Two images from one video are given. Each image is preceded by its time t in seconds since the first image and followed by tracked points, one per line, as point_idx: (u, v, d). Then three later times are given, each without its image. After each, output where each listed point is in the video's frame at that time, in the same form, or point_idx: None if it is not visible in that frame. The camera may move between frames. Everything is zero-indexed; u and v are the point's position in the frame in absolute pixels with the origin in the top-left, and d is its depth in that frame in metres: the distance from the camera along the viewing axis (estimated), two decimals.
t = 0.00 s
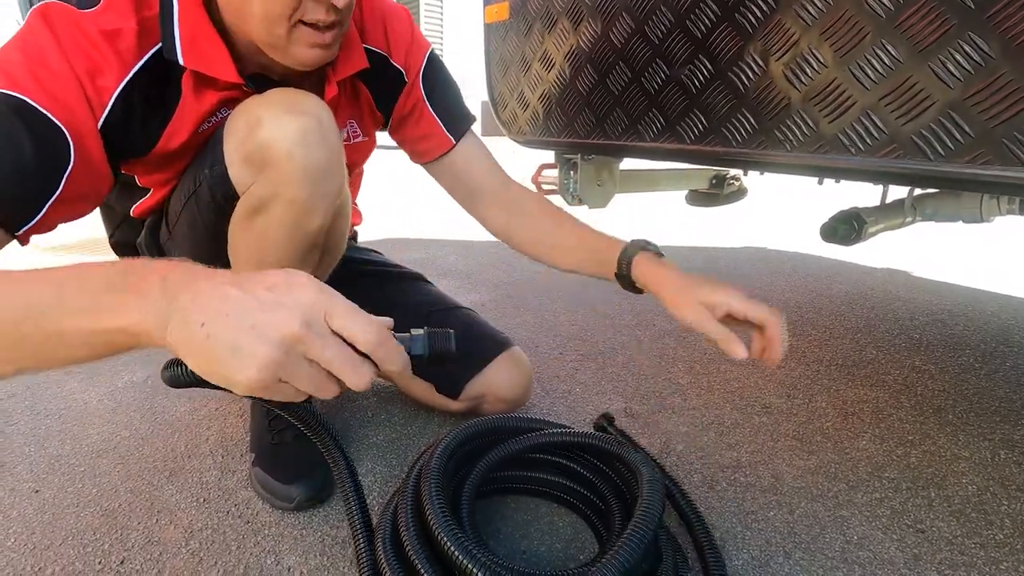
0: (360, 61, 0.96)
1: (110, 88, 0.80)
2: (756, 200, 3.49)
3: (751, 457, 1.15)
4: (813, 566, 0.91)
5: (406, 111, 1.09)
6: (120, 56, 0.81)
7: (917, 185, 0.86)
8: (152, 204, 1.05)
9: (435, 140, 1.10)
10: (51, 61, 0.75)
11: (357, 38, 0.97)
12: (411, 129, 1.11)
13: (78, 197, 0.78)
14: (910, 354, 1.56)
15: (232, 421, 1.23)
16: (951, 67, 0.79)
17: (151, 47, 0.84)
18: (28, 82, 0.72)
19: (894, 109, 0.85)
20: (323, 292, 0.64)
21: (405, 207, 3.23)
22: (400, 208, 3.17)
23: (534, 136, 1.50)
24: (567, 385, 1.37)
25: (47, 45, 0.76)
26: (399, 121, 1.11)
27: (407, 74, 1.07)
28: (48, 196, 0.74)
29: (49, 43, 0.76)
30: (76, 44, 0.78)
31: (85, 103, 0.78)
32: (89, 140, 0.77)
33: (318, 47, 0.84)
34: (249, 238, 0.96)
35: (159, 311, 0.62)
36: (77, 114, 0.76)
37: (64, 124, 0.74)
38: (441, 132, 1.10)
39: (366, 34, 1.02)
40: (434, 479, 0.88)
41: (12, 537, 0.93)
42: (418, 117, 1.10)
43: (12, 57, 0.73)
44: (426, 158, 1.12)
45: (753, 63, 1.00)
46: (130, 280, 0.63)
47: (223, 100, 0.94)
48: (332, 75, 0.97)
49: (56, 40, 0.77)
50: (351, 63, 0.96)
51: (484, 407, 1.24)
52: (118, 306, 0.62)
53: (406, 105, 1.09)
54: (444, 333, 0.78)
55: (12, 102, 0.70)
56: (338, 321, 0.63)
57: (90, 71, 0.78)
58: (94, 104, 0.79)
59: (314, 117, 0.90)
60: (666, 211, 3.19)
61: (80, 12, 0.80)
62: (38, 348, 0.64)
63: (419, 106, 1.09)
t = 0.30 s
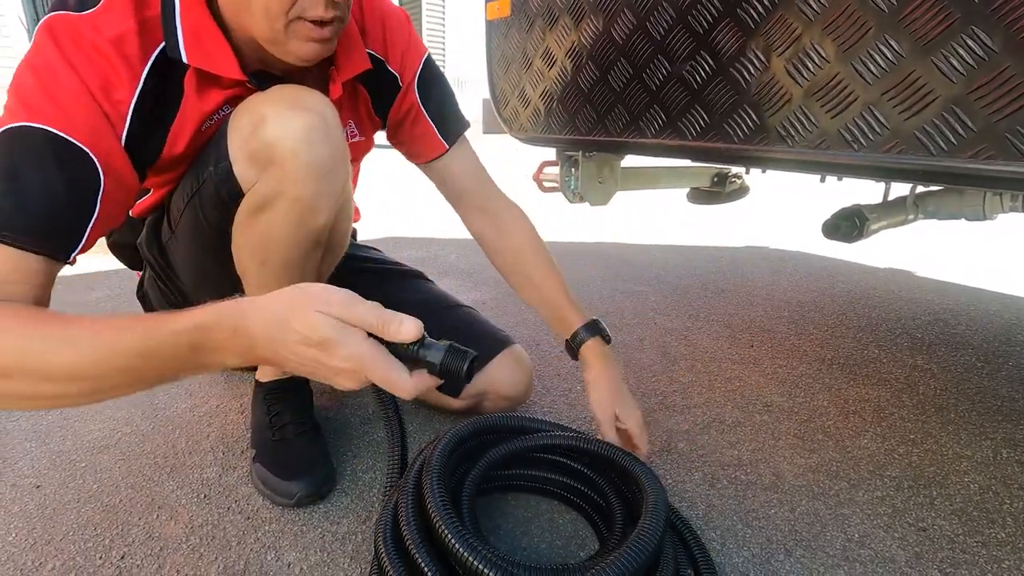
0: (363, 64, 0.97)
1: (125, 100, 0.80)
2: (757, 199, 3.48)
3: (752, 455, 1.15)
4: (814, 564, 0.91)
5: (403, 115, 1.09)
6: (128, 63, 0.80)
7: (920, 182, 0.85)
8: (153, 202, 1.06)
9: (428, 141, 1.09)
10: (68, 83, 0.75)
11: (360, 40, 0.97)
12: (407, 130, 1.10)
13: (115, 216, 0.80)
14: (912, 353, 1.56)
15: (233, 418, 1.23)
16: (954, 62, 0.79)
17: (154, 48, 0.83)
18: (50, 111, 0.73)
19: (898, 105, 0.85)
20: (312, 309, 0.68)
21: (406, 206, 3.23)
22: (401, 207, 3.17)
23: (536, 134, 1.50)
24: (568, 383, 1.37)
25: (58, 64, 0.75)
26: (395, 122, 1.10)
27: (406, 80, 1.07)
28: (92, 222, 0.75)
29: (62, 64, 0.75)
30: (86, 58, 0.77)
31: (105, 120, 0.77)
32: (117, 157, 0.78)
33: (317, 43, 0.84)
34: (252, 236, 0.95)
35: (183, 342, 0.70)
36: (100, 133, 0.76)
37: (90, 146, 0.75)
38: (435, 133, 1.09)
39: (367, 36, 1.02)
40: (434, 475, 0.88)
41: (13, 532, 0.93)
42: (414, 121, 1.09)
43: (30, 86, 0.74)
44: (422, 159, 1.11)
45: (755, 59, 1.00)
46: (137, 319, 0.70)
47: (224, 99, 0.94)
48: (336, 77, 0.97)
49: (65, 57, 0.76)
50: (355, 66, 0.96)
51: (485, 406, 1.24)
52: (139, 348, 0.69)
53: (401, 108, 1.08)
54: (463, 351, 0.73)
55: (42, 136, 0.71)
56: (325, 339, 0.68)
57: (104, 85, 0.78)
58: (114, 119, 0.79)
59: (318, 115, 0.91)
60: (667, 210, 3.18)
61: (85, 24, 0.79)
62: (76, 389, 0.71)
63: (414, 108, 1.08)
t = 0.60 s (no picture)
0: (356, 63, 0.96)
1: (122, 105, 0.80)
2: (759, 200, 3.47)
3: (752, 457, 1.14)
4: (814, 567, 0.90)
5: (400, 115, 1.09)
6: (121, 69, 0.80)
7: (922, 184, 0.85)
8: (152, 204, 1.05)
9: (426, 145, 1.10)
10: (64, 99, 0.76)
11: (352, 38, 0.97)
12: (405, 132, 1.10)
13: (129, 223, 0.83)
14: (913, 355, 1.55)
15: (234, 418, 1.23)
16: (955, 63, 0.78)
17: (146, 50, 0.83)
18: (50, 129, 0.74)
19: (899, 106, 0.84)
20: (292, 297, 0.68)
21: (408, 206, 3.23)
22: (403, 208, 3.17)
23: (537, 135, 1.50)
24: (568, 384, 1.37)
25: (55, 80, 0.76)
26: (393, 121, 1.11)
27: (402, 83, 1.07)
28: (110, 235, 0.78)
29: (58, 80, 0.76)
30: (82, 69, 0.78)
31: (106, 129, 0.78)
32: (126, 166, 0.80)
33: (291, 34, 0.82)
34: (250, 236, 0.95)
35: (192, 343, 0.74)
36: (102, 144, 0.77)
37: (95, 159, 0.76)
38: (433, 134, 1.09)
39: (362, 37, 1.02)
40: (434, 476, 0.88)
41: (13, 532, 0.93)
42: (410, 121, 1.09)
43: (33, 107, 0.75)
44: (420, 160, 1.11)
45: (755, 60, 1.00)
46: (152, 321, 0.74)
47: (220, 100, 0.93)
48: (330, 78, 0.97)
49: (62, 71, 0.77)
50: (348, 65, 0.96)
51: (485, 407, 1.24)
52: (150, 350, 0.74)
53: (399, 107, 1.09)
54: (437, 330, 0.66)
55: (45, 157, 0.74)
56: (305, 324, 0.68)
57: (99, 94, 0.78)
58: (115, 128, 0.79)
59: (316, 116, 0.91)
60: (669, 211, 3.18)
61: (77, 35, 0.79)
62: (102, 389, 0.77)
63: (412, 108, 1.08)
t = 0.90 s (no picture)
0: (350, 63, 0.96)
1: (134, 105, 0.81)
2: (761, 200, 3.47)
3: (751, 458, 1.14)
4: (812, 569, 0.90)
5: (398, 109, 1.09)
6: (130, 67, 0.81)
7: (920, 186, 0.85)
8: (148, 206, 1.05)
9: (422, 139, 1.10)
10: (81, 98, 0.77)
11: (348, 38, 0.97)
12: (404, 128, 1.11)
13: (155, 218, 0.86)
14: (914, 356, 1.55)
15: (233, 418, 1.23)
16: (953, 65, 0.78)
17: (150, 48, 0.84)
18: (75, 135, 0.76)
19: (897, 109, 0.84)
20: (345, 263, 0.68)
21: (409, 207, 3.23)
22: (404, 208, 3.18)
23: (536, 136, 1.50)
24: (568, 385, 1.37)
25: (71, 82, 0.77)
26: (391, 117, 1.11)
27: (400, 76, 1.07)
28: (145, 230, 0.81)
29: (71, 79, 0.77)
30: (93, 70, 0.79)
31: (121, 126, 0.80)
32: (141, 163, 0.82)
33: (290, 33, 0.81)
34: (247, 234, 0.96)
35: (238, 325, 0.75)
36: (119, 142, 0.79)
37: (115, 157, 0.78)
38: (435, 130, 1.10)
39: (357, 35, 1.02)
40: (431, 478, 0.88)
41: (13, 531, 0.93)
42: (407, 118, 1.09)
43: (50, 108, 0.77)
44: (423, 153, 1.11)
45: (754, 62, 1.00)
46: (203, 305, 0.76)
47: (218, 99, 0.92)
48: (325, 77, 0.97)
49: (75, 73, 0.78)
50: (341, 65, 0.96)
51: (484, 408, 1.24)
52: (195, 339, 0.77)
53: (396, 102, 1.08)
54: (487, 282, 0.65)
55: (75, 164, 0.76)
56: (361, 285, 0.67)
57: (112, 92, 0.79)
58: (130, 125, 0.81)
59: (311, 115, 0.90)
60: (671, 211, 3.18)
61: (82, 33, 0.80)
62: (150, 375, 0.81)
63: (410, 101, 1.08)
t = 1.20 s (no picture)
0: (358, 58, 0.97)
1: (143, 101, 0.82)
2: (763, 201, 3.47)
3: (754, 460, 1.15)
4: (814, 571, 0.90)
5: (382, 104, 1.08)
6: (140, 62, 0.82)
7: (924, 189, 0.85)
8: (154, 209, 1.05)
9: (397, 135, 1.07)
10: (93, 93, 0.78)
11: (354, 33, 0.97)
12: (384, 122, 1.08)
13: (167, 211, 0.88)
14: (917, 358, 1.55)
15: (236, 418, 1.24)
16: (957, 69, 0.78)
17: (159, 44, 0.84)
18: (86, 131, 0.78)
19: (900, 113, 0.85)
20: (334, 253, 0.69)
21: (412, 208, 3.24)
22: (407, 209, 3.18)
23: (539, 137, 1.50)
24: (571, 387, 1.37)
25: (82, 79, 0.78)
26: (378, 115, 1.10)
27: (389, 68, 1.06)
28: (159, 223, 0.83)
29: (83, 74, 0.79)
30: (104, 67, 0.80)
31: (131, 121, 0.81)
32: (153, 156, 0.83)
33: (287, 27, 0.81)
34: (258, 233, 0.96)
35: (235, 312, 0.75)
36: (129, 137, 0.80)
37: (126, 152, 0.80)
38: (416, 125, 1.07)
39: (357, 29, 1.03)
40: (433, 481, 0.88)
41: (18, 531, 0.94)
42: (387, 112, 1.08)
43: (63, 104, 0.78)
44: (403, 147, 1.08)
45: (757, 65, 1.00)
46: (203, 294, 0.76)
47: (229, 97, 0.93)
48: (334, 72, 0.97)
49: (85, 70, 0.79)
50: (350, 60, 0.96)
51: (487, 409, 1.24)
52: (199, 328, 0.77)
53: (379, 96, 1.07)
54: (450, 285, 0.65)
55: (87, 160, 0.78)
56: (335, 268, 0.67)
57: (122, 88, 0.81)
58: (141, 119, 0.82)
59: (326, 116, 0.91)
60: (673, 212, 3.18)
61: (93, 28, 0.81)
62: (160, 362, 0.83)
63: (394, 96, 1.07)
